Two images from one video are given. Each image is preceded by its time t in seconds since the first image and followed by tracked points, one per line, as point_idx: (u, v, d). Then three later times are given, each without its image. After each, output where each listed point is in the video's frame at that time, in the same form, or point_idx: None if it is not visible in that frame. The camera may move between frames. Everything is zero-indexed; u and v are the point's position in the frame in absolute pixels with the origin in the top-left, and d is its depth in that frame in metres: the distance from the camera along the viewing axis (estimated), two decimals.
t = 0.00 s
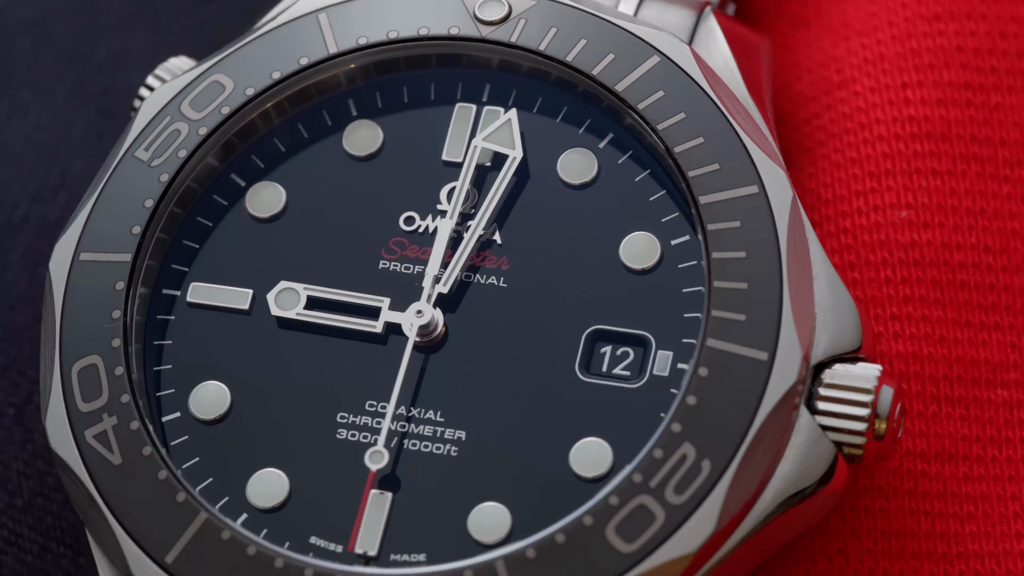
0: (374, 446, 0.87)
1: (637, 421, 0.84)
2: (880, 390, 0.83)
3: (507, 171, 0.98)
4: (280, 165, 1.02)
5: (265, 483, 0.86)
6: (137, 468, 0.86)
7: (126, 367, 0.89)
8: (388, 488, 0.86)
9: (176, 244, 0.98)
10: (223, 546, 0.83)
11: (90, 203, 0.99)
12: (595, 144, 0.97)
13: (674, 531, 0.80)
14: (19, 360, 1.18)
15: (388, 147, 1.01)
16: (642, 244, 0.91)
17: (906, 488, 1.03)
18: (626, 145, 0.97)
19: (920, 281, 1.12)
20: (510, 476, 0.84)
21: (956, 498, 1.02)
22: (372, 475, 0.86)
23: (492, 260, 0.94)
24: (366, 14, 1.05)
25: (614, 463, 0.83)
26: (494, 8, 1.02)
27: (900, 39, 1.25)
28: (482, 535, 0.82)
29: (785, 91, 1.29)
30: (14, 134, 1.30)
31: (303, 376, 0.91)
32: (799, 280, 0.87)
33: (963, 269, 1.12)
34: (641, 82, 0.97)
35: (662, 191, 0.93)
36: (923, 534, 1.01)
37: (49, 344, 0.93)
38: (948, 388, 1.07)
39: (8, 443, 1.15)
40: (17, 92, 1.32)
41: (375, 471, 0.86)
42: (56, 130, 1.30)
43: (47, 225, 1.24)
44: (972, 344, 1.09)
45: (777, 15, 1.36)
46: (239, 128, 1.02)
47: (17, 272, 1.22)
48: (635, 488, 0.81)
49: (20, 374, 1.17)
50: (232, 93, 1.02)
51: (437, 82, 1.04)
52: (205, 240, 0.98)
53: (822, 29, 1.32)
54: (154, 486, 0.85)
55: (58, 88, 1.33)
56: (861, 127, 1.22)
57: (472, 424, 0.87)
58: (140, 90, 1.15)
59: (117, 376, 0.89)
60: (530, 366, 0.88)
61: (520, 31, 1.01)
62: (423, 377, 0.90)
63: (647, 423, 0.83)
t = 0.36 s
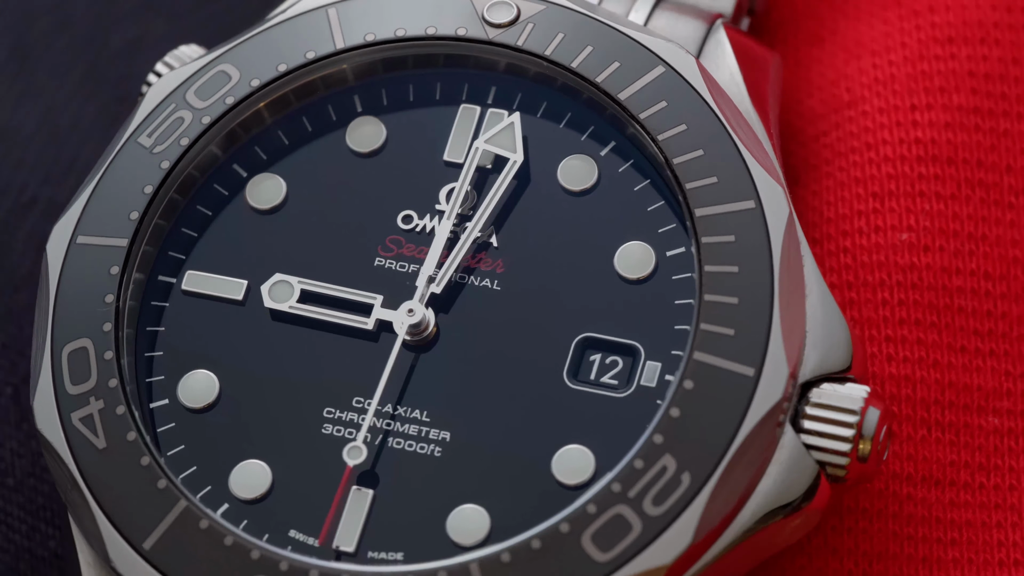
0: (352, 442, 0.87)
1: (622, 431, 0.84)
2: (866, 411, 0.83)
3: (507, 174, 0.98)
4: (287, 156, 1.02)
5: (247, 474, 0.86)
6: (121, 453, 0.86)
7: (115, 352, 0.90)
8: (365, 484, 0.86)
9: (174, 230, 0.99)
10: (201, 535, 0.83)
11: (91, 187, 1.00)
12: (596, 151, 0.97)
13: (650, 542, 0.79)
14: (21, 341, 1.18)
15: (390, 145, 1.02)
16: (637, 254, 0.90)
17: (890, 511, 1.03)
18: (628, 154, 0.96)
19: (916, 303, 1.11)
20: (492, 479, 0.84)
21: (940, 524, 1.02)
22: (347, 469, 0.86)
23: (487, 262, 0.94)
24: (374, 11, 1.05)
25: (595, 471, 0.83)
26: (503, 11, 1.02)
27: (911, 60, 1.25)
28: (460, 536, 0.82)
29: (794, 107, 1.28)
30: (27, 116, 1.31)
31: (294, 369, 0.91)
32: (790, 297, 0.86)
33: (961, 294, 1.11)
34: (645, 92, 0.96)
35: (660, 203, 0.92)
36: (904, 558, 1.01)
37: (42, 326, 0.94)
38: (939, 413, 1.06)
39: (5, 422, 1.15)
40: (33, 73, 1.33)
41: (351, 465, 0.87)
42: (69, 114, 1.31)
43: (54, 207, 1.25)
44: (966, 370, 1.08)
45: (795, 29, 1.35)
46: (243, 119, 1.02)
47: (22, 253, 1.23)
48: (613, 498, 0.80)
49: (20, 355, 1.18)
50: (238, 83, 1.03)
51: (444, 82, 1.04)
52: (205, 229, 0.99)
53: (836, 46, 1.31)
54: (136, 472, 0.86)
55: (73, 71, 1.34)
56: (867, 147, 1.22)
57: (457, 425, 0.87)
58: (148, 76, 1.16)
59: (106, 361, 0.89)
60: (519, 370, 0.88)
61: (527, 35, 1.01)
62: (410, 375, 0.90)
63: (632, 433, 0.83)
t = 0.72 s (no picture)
0: (326, 435, 0.88)
1: (605, 440, 0.83)
2: (849, 433, 0.83)
3: (507, 177, 0.98)
4: (291, 149, 1.03)
5: (229, 464, 0.87)
6: (104, 435, 0.87)
7: (105, 336, 0.90)
8: (341, 478, 0.86)
9: (173, 217, 1.00)
10: (178, 522, 0.83)
11: (92, 170, 1.00)
12: (597, 159, 0.97)
13: (624, 553, 0.79)
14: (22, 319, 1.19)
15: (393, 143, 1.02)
16: (630, 264, 0.90)
17: (872, 534, 1.03)
18: (629, 164, 0.96)
19: (912, 328, 1.11)
20: (472, 482, 0.84)
21: (921, 550, 1.02)
22: (321, 462, 0.87)
23: (482, 265, 0.95)
24: (384, 8, 1.05)
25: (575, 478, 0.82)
26: (512, 14, 1.02)
27: (923, 84, 1.24)
28: (437, 537, 0.82)
29: (803, 124, 1.27)
30: (42, 95, 1.31)
31: (283, 362, 0.91)
32: (781, 315, 0.86)
33: (957, 321, 1.10)
34: (648, 102, 0.96)
35: (656, 214, 0.92)
36: None
37: (35, 306, 0.94)
38: (928, 439, 1.06)
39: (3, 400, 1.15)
40: (51, 53, 1.34)
41: (326, 459, 0.87)
42: (83, 95, 1.32)
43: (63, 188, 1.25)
44: (958, 398, 1.07)
45: (808, 49, 1.33)
46: (247, 109, 1.03)
47: (29, 232, 1.23)
48: (590, 506, 0.80)
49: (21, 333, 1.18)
50: (244, 74, 1.03)
51: (450, 82, 1.04)
52: (205, 218, 0.99)
53: (849, 67, 1.30)
54: (118, 456, 0.86)
55: (91, 54, 1.34)
56: (872, 168, 1.21)
57: (441, 426, 0.87)
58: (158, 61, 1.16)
59: (96, 344, 0.90)
60: (507, 374, 0.88)
61: (534, 39, 1.01)
62: (398, 374, 0.90)
63: (615, 442, 0.83)
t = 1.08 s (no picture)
0: (306, 427, 0.88)
1: (589, 448, 0.83)
2: (832, 453, 0.83)
3: (506, 181, 0.99)
4: (295, 141, 1.03)
5: (212, 453, 0.87)
6: (89, 418, 0.87)
7: (97, 319, 0.91)
8: (319, 470, 0.87)
9: (172, 204, 1.00)
10: (156, 509, 0.84)
11: (94, 153, 1.01)
12: (598, 166, 0.97)
13: (598, 562, 0.79)
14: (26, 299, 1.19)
15: (395, 142, 1.02)
16: (624, 274, 0.90)
17: (853, 556, 1.03)
18: (629, 173, 0.96)
19: (906, 351, 1.10)
20: (453, 483, 0.85)
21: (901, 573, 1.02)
22: (297, 453, 0.87)
23: (476, 267, 0.95)
24: (394, 5, 1.05)
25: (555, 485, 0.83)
26: (521, 18, 1.02)
27: (932, 108, 1.23)
28: (414, 536, 0.82)
29: (810, 141, 1.25)
30: (59, 78, 1.32)
31: (275, 354, 0.92)
32: (770, 332, 0.86)
33: (952, 347, 1.10)
34: (650, 111, 0.96)
35: (652, 225, 0.92)
36: None
37: (30, 286, 0.95)
38: (916, 464, 1.06)
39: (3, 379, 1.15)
40: (69, 36, 1.35)
41: (304, 450, 0.87)
42: (98, 79, 1.32)
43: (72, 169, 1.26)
44: (948, 424, 1.07)
45: (823, 67, 1.31)
46: (253, 100, 1.03)
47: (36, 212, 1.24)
48: (566, 513, 0.80)
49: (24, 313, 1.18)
50: (250, 64, 1.03)
51: (456, 83, 1.04)
52: (205, 207, 1.00)
53: (861, 87, 1.29)
54: (102, 439, 0.86)
55: (109, 38, 1.35)
56: (877, 190, 1.20)
57: (426, 426, 0.87)
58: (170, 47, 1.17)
59: (87, 326, 0.91)
60: (496, 377, 0.89)
61: (541, 44, 1.01)
62: (386, 371, 0.91)
63: (598, 451, 0.83)
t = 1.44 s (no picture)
0: (285, 416, 0.89)
1: (571, 455, 0.84)
2: (813, 473, 0.82)
3: (505, 184, 0.99)
4: (299, 134, 1.04)
5: (196, 441, 0.88)
6: (75, 400, 0.88)
7: (89, 301, 0.92)
8: (297, 461, 0.87)
9: (173, 190, 1.01)
10: (136, 494, 0.84)
11: (98, 137, 1.02)
12: (599, 174, 0.97)
13: (571, 569, 0.79)
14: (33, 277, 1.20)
15: (397, 140, 1.03)
16: (617, 283, 0.90)
17: None
18: (628, 183, 0.95)
19: (898, 376, 1.10)
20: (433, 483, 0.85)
21: None
22: (274, 441, 0.88)
23: (470, 269, 0.95)
24: (405, 3, 1.05)
25: (534, 490, 0.83)
26: (530, 22, 1.02)
27: (941, 133, 1.22)
28: (390, 534, 0.83)
29: (817, 159, 1.24)
30: (77, 58, 1.33)
31: (267, 346, 0.93)
32: (758, 348, 0.86)
33: (945, 374, 1.09)
34: (652, 122, 0.96)
35: (647, 236, 0.92)
36: None
37: (26, 266, 0.96)
38: (901, 488, 1.06)
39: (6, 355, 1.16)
40: (90, 18, 1.35)
41: (280, 438, 0.88)
42: (116, 61, 1.33)
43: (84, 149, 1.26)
44: (936, 450, 1.06)
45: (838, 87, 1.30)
46: (258, 91, 1.03)
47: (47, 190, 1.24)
48: (541, 520, 0.80)
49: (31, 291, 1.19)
50: (258, 55, 1.04)
51: (462, 83, 1.04)
52: (206, 196, 1.01)
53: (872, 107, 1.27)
54: (86, 422, 0.87)
55: (130, 22, 1.36)
56: (879, 212, 1.19)
57: (411, 425, 0.88)
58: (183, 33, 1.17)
59: (79, 309, 0.91)
60: (484, 380, 0.89)
61: (548, 49, 1.01)
62: (374, 367, 0.91)
63: (579, 458, 0.83)
